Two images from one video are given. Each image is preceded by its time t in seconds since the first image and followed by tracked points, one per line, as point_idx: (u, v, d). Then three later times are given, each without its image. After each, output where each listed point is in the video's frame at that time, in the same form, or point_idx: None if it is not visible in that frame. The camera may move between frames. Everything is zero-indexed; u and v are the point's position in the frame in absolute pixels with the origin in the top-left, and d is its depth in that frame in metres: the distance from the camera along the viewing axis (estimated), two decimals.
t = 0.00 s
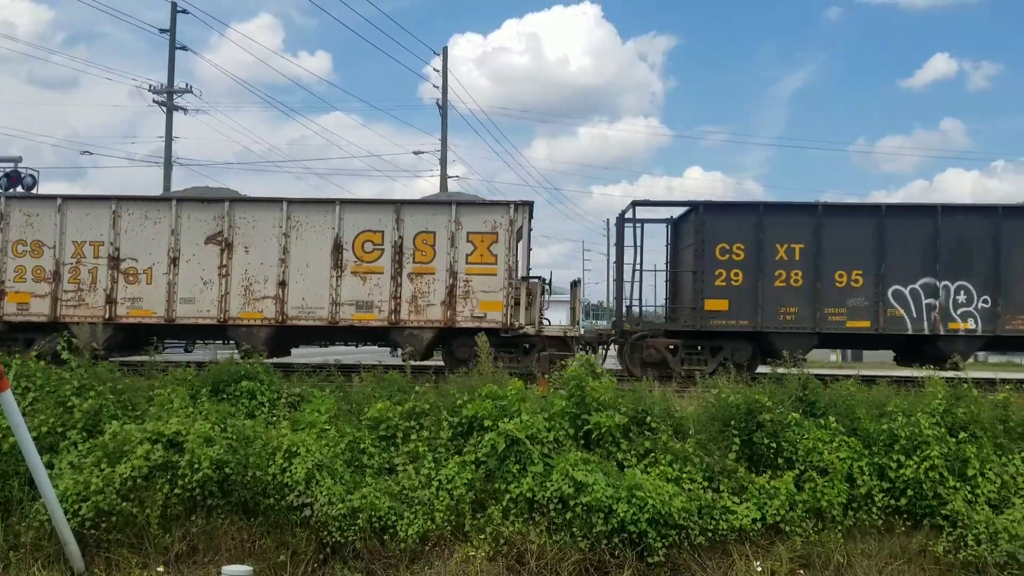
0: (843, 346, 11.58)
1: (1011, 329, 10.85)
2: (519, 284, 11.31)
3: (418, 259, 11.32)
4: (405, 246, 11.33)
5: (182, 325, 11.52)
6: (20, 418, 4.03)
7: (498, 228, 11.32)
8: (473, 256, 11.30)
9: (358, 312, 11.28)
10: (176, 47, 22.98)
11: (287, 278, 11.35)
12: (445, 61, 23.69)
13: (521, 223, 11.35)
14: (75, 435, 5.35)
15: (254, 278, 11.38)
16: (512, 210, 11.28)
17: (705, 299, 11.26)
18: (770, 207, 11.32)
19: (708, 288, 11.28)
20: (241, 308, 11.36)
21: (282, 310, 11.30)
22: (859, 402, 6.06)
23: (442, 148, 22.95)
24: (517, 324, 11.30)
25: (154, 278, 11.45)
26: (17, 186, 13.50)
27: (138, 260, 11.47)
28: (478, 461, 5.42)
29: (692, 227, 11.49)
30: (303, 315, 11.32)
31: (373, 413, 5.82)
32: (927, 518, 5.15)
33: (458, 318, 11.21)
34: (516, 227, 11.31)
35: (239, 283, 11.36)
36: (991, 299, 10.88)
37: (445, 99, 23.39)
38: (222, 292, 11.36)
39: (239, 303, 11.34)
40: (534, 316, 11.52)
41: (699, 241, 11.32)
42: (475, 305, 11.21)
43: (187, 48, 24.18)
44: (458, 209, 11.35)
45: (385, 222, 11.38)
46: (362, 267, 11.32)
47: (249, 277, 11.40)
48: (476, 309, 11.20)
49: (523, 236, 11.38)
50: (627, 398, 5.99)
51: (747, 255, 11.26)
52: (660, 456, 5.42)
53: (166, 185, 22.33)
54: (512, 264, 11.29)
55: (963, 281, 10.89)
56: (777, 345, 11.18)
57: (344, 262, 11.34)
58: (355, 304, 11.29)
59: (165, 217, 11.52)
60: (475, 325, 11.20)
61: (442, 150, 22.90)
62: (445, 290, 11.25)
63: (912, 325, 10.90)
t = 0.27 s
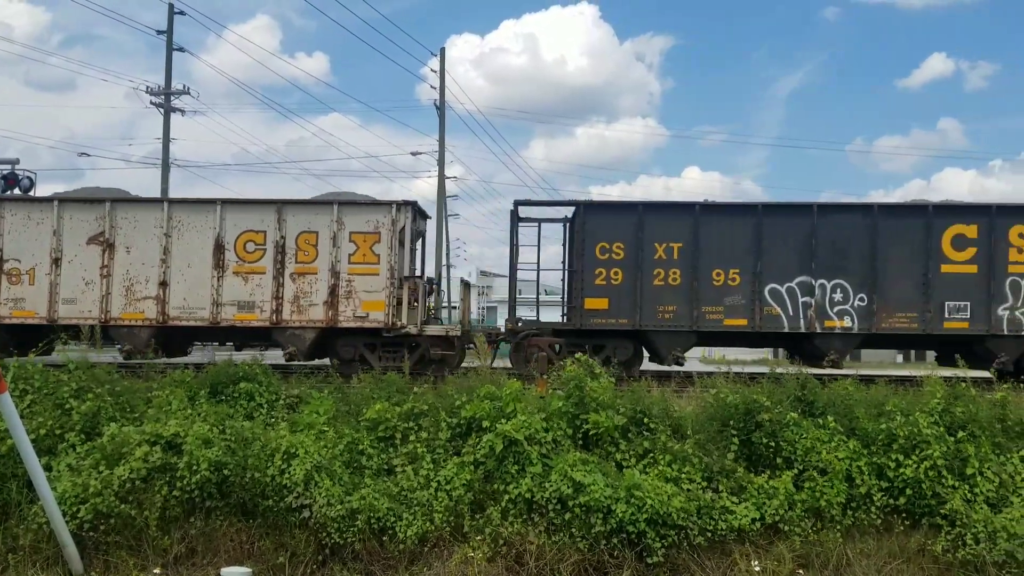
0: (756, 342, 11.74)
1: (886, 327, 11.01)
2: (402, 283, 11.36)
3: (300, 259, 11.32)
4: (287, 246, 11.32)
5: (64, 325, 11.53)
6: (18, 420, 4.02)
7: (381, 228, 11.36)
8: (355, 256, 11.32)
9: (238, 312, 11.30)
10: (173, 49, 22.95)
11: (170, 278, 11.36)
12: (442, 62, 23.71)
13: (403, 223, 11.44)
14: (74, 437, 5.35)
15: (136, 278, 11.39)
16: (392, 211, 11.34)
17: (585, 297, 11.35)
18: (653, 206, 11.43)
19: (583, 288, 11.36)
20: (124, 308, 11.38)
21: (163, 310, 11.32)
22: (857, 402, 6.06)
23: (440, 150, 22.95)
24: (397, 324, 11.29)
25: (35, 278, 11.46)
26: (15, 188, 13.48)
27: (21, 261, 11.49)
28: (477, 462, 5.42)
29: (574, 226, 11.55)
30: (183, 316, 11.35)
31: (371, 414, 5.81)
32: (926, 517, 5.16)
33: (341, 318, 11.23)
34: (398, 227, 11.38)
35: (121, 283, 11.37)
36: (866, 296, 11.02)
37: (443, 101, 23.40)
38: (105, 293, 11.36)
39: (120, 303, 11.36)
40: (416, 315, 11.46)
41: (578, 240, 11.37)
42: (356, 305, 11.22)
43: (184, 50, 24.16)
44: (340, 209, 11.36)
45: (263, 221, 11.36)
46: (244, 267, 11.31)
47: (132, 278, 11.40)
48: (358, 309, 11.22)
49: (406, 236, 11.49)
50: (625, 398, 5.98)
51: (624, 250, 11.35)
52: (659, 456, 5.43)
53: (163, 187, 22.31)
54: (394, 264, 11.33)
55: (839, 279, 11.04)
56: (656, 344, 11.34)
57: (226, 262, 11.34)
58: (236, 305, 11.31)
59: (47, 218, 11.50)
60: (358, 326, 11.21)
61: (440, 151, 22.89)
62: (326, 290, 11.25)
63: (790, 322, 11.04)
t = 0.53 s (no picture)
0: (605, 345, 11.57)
1: (762, 327, 10.90)
2: (285, 283, 11.33)
3: (184, 260, 11.33)
4: (171, 248, 11.34)
5: None
6: (17, 423, 4.01)
7: (263, 228, 11.38)
8: (238, 257, 11.34)
9: (121, 313, 11.31)
10: (172, 51, 22.95)
11: (53, 280, 11.38)
12: (441, 64, 23.75)
13: (289, 224, 11.44)
14: (73, 440, 5.34)
15: (21, 280, 11.42)
16: (276, 211, 11.36)
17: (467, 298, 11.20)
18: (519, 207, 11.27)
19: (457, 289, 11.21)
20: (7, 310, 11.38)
21: (46, 312, 11.35)
22: (856, 403, 6.06)
23: (438, 151, 22.96)
24: (284, 325, 11.30)
25: None
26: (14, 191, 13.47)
27: None
28: (476, 464, 5.41)
29: (457, 226, 11.35)
30: (65, 317, 11.35)
31: (370, 416, 5.81)
32: (925, 518, 5.16)
33: (222, 319, 11.26)
34: (283, 227, 11.39)
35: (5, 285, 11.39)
36: (744, 296, 10.90)
37: (442, 101, 23.41)
38: None
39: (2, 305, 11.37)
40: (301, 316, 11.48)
41: (462, 242, 11.19)
42: (240, 306, 11.25)
43: (182, 52, 24.14)
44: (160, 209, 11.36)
45: (146, 222, 11.36)
46: (127, 268, 11.33)
47: (15, 280, 11.43)
48: (242, 310, 11.25)
49: (291, 237, 11.43)
50: (624, 400, 5.97)
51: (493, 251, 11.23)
52: (658, 458, 5.43)
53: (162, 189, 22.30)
54: (278, 265, 11.34)
55: (716, 279, 10.92)
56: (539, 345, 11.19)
57: (110, 263, 11.37)
58: (119, 306, 11.32)
59: None
60: (240, 327, 11.24)
61: (439, 151, 22.90)
62: (209, 291, 11.27)
63: (668, 323, 10.94)
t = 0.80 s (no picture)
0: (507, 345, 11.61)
1: (648, 328, 10.82)
2: (175, 286, 11.33)
3: (73, 262, 11.35)
4: (60, 250, 11.38)
5: None
6: (23, 425, 4.01)
7: (154, 231, 11.39)
8: (128, 260, 11.37)
9: (12, 316, 11.28)
10: (179, 55, 23.08)
11: None
12: (446, 67, 23.87)
13: (177, 226, 11.47)
14: (79, 442, 5.36)
15: None
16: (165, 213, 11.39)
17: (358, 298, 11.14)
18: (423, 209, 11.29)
19: (356, 289, 11.16)
20: None
21: None
22: (863, 406, 6.05)
23: (444, 153, 23.00)
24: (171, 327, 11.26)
25: None
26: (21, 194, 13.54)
27: None
28: (481, 467, 5.41)
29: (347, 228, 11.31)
30: None
31: (375, 419, 5.81)
32: (932, 521, 5.15)
33: (112, 322, 11.22)
34: (170, 230, 11.41)
35: None
36: (631, 298, 10.85)
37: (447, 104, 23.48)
38: None
39: None
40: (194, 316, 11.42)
41: (351, 243, 11.14)
42: (128, 308, 11.23)
43: (189, 55, 24.25)
44: (113, 213, 11.42)
45: (38, 226, 11.40)
46: (18, 270, 11.35)
47: None
48: (131, 312, 11.23)
49: (181, 239, 11.48)
50: (631, 403, 5.96)
51: (402, 248, 11.19)
52: (664, 461, 5.42)
53: (168, 191, 22.40)
54: (168, 268, 11.35)
55: (603, 281, 10.88)
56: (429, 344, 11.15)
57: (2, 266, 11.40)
58: (10, 308, 11.32)
59: None
60: (129, 329, 11.21)
61: (444, 154, 22.96)
62: (99, 294, 11.28)
63: (555, 323, 10.90)
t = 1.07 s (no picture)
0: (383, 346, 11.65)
1: (537, 329, 10.87)
2: (67, 288, 11.35)
3: None
4: None
5: None
6: (31, 426, 4.01)
7: (47, 234, 11.51)
8: (19, 263, 11.44)
9: None
10: (186, 57, 23.14)
11: None
12: (452, 69, 23.92)
13: (72, 230, 11.58)
14: (86, 445, 5.36)
15: None
16: (58, 217, 11.50)
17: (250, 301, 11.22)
18: (318, 212, 11.34)
19: (244, 291, 11.24)
20: None
21: None
22: (870, 408, 6.04)
23: (450, 155, 23.05)
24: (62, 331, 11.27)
25: None
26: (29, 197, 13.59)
27: None
28: (488, 469, 5.41)
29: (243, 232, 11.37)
30: None
31: (382, 421, 5.82)
32: (940, 523, 5.13)
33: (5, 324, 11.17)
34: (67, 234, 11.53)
35: None
36: (520, 300, 10.90)
37: (453, 106, 23.52)
38: None
39: None
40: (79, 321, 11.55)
41: (241, 246, 11.22)
42: (22, 311, 11.24)
43: (195, 58, 24.32)
44: None
45: None
46: None
47: None
48: (24, 316, 11.24)
49: (72, 241, 11.54)
50: (637, 405, 5.96)
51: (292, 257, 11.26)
52: (671, 463, 5.41)
53: (175, 193, 22.48)
54: (60, 270, 11.39)
55: (492, 283, 10.95)
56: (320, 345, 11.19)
57: None
58: None
59: None
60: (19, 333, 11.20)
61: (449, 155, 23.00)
62: None
63: (446, 325, 10.99)
